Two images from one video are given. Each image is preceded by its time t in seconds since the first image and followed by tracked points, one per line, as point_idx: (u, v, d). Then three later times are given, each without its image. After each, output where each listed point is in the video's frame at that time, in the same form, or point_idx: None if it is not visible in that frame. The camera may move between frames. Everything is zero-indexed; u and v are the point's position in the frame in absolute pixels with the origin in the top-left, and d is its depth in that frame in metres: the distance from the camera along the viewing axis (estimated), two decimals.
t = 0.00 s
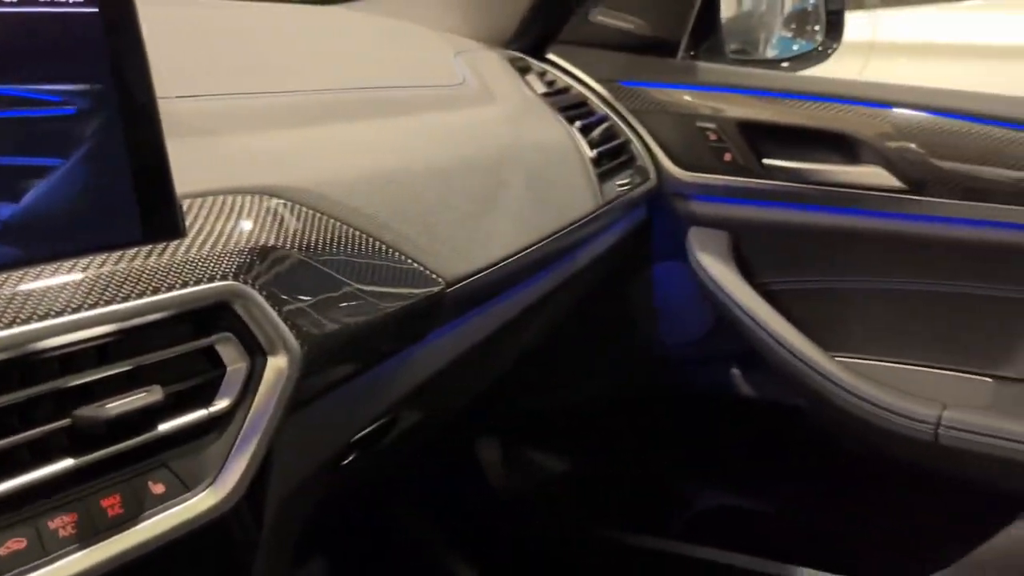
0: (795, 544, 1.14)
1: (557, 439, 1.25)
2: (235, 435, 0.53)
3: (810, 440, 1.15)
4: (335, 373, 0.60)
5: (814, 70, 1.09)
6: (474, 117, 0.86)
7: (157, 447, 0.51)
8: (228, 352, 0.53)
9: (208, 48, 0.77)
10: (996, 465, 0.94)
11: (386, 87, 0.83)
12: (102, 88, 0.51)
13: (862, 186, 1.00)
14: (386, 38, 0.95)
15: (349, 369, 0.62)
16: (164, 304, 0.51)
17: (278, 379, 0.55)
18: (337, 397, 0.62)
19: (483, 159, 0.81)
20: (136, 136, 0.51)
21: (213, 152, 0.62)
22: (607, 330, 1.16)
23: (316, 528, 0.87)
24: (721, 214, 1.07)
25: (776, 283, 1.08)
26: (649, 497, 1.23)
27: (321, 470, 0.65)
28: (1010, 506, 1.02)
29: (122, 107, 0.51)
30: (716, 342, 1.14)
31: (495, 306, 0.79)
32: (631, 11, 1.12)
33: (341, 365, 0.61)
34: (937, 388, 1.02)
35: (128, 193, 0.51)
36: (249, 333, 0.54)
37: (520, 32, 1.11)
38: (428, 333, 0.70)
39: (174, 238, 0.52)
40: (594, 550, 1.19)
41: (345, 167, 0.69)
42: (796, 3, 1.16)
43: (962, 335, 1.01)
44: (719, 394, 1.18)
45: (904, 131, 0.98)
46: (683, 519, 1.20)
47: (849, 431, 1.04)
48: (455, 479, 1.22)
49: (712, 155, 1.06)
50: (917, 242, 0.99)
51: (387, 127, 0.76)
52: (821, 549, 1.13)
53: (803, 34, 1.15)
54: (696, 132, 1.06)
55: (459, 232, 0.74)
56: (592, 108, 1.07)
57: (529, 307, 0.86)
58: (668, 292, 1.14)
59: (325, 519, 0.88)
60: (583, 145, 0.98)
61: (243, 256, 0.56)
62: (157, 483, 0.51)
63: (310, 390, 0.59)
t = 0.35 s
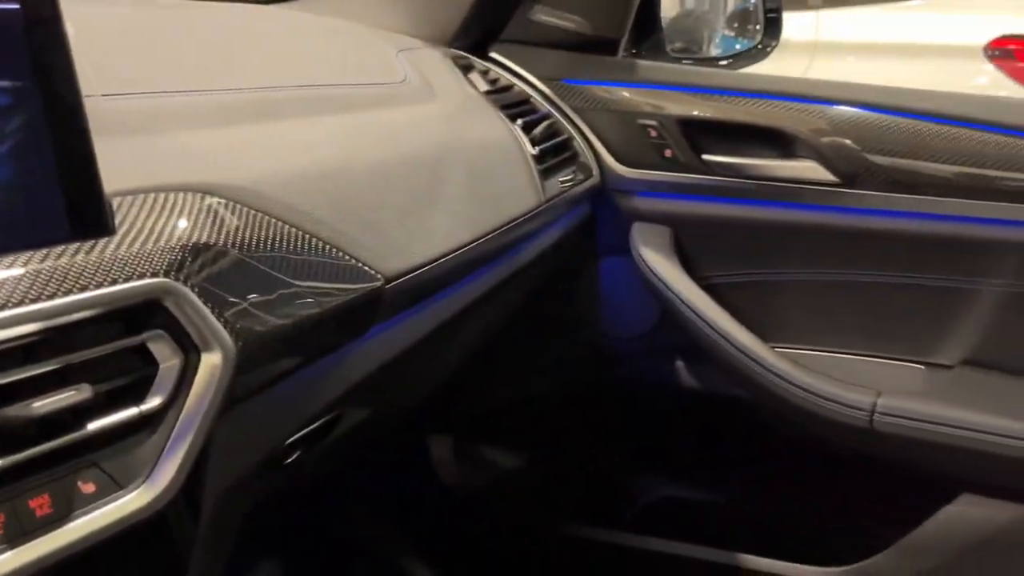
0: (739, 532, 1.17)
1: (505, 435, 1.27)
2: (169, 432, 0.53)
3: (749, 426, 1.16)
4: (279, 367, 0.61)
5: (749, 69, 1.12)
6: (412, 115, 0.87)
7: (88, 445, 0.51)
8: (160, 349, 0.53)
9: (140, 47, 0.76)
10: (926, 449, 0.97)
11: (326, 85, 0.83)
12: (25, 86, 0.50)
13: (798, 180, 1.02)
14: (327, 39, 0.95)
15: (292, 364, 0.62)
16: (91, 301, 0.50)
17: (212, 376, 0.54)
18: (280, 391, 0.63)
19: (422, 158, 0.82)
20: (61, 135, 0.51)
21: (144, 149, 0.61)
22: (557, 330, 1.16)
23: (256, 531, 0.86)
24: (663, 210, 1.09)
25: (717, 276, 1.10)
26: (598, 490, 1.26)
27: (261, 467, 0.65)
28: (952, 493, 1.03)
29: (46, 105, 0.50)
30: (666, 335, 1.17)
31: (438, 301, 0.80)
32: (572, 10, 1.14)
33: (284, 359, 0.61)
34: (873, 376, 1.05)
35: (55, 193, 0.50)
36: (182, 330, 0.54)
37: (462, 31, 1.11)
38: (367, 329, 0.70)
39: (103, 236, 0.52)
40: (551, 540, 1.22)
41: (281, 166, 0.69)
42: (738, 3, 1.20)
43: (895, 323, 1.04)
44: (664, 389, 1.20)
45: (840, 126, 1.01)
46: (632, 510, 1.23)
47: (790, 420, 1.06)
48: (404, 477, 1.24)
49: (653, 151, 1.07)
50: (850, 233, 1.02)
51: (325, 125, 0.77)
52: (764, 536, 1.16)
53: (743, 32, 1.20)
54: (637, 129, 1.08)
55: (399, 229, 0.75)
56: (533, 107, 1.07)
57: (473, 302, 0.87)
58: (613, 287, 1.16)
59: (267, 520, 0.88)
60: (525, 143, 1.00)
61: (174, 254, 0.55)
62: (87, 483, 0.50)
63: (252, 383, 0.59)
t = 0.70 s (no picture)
0: (697, 524, 1.19)
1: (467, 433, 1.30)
2: (117, 431, 0.51)
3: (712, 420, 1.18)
4: (235, 361, 0.61)
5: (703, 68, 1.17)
6: (366, 114, 0.87)
7: (32, 446, 0.49)
8: (106, 348, 0.51)
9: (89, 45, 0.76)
10: (883, 442, 0.97)
11: (279, 84, 0.83)
12: None
13: (750, 176, 1.04)
14: (279, 39, 0.95)
15: (247, 359, 0.62)
16: (33, 300, 0.48)
17: (161, 374, 0.53)
18: (226, 391, 0.62)
19: (377, 156, 0.82)
20: None
21: (91, 147, 0.61)
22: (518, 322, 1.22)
23: (209, 534, 0.86)
24: (619, 206, 1.12)
25: (673, 272, 1.14)
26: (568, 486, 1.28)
27: (210, 465, 0.65)
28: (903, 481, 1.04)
29: None
30: (621, 333, 1.18)
31: (395, 296, 0.81)
32: (526, 7, 1.13)
33: (241, 354, 0.61)
34: (825, 367, 1.07)
35: None
36: (129, 328, 0.52)
37: (419, 30, 1.11)
38: (321, 325, 0.70)
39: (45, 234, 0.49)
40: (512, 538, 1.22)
41: (231, 164, 0.69)
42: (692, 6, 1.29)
43: (847, 316, 1.06)
44: (622, 383, 1.21)
45: (792, 125, 1.02)
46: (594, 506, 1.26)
47: (746, 413, 1.08)
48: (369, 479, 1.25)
49: (609, 149, 1.10)
50: (802, 228, 1.04)
51: (277, 124, 0.77)
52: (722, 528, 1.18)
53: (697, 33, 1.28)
54: (593, 126, 1.10)
55: (351, 226, 0.75)
56: (492, 105, 1.09)
57: (429, 299, 0.88)
58: (573, 283, 1.18)
59: (219, 525, 0.87)
60: (482, 141, 1.00)
61: (122, 251, 0.54)
62: (31, 483, 0.49)
63: (200, 380, 0.58)
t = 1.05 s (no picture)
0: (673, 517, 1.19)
1: (443, 428, 1.31)
2: (85, 423, 0.51)
3: (685, 415, 1.18)
4: (206, 354, 0.61)
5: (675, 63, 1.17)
6: (337, 108, 0.87)
7: None
8: (75, 339, 0.51)
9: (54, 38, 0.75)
10: (854, 431, 0.98)
11: (250, 79, 0.83)
12: None
13: (721, 170, 1.05)
14: (249, 34, 0.95)
15: (217, 353, 0.62)
16: None
17: (131, 366, 0.53)
18: (196, 383, 0.62)
19: (350, 150, 0.82)
20: None
21: (61, 138, 0.60)
22: (490, 319, 1.22)
23: (179, 532, 0.85)
24: (593, 201, 1.13)
25: (646, 266, 1.14)
26: (541, 484, 1.28)
27: (180, 459, 0.65)
28: (874, 472, 1.05)
29: None
30: (593, 327, 1.19)
31: (366, 290, 0.81)
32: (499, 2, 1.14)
33: (211, 347, 0.61)
34: (797, 360, 1.08)
35: None
36: (98, 320, 0.52)
37: (392, 25, 1.12)
38: (293, 318, 0.70)
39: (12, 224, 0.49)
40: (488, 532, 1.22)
41: (200, 157, 0.68)
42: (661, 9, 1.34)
43: (817, 309, 1.07)
44: (597, 377, 1.22)
45: (763, 120, 1.03)
46: (571, 500, 1.26)
47: (719, 405, 1.09)
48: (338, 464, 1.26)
49: (582, 144, 1.11)
50: (773, 221, 1.05)
51: (249, 118, 0.77)
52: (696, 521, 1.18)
53: (671, 31, 1.31)
54: (566, 121, 1.10)
55: (321, 219, 0.74)
56: (465, 101, 1.09)
57: (402, 293, 0.88)
58: (547, 279, 1.19)
59: (190, 522, 0.86)
60: (455, 136, 1.00)
61: (91, 243, 0.54)
62: None
63: (170, 373, 0.58)
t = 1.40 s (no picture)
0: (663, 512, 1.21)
1: (435, 425, 1.31)
2: (83, 414, 0.51)
3: (676, 410, 1.19)
4: (202, 347, 0.61)
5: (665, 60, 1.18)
6: (332, 104, 0.87)
7: None
8: (72, 331, 0.51)
9: (48, 32, 0.75)
10: (844, 425, 0.99)
11: (244, 74, 0.83)
12: None
13: (713, 166, 1.06)
14: (243, 30, 0.95)
15: (210, 347, 0.62)
16: None
17: (129, 358, 0.53)
18: (192, 376, 0.62)
19: (345, 145, 0.83)
20: None
21: (57, 132, 0.61)
22: (483, 315, 1.23)
23: (173, 527, 0.85)
24: (585, 198, 1.14)
25: (637, 262, 1.15)
26: (535, 476, 1.30)
27: (177, 452, 0.65)
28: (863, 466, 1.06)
29: None
30: (585, 323, 1.20)
31: (361, 284, 0.81)
32: None
33: (207, 341, 0.61)
34: (787, 355, 1.09)
35: None
36: (95, 312, 0.52)
37: (385, 22, 1.12)
38: (288, 312, 0.70)
39: (9, 216, 0.49)
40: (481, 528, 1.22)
41: (195, 152, 0.68)
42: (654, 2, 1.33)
43: (807, 305, 1.08)
44: (589, 373, 1.22)
45: (756, 117, 1.03)
46: (562, 493, 1.28)
47: (710, 400, 1.10)
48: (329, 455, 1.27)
49: (574, 140, 1.11)
50: (764, 218, 1.06)
51: (244, 112, 0.77)
52: (686, 517, 1.20)
53: (662, 29, 1.31)
54: (559, 118, 1.11)
55: (316, 213, 0.74)
56: (458, 97, 1.09)
57: (396, 287, 0.88)
58: (539, 275, 1.19)
59: (183, 517, 0.86)
60: (448, 131, 1.01)
61: (88, 236, 0.54)
62: None
63: (167, 366, 0.58)
